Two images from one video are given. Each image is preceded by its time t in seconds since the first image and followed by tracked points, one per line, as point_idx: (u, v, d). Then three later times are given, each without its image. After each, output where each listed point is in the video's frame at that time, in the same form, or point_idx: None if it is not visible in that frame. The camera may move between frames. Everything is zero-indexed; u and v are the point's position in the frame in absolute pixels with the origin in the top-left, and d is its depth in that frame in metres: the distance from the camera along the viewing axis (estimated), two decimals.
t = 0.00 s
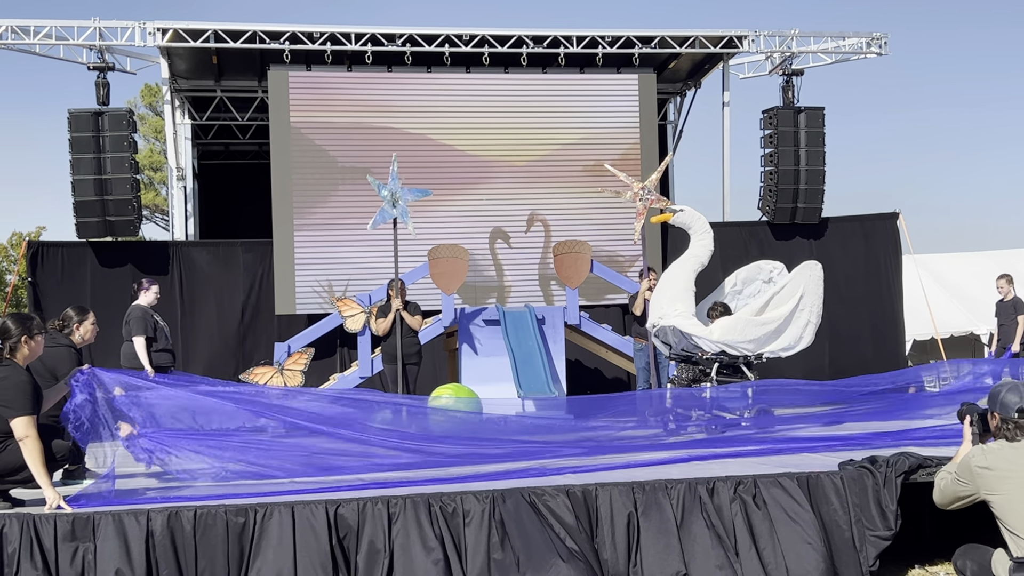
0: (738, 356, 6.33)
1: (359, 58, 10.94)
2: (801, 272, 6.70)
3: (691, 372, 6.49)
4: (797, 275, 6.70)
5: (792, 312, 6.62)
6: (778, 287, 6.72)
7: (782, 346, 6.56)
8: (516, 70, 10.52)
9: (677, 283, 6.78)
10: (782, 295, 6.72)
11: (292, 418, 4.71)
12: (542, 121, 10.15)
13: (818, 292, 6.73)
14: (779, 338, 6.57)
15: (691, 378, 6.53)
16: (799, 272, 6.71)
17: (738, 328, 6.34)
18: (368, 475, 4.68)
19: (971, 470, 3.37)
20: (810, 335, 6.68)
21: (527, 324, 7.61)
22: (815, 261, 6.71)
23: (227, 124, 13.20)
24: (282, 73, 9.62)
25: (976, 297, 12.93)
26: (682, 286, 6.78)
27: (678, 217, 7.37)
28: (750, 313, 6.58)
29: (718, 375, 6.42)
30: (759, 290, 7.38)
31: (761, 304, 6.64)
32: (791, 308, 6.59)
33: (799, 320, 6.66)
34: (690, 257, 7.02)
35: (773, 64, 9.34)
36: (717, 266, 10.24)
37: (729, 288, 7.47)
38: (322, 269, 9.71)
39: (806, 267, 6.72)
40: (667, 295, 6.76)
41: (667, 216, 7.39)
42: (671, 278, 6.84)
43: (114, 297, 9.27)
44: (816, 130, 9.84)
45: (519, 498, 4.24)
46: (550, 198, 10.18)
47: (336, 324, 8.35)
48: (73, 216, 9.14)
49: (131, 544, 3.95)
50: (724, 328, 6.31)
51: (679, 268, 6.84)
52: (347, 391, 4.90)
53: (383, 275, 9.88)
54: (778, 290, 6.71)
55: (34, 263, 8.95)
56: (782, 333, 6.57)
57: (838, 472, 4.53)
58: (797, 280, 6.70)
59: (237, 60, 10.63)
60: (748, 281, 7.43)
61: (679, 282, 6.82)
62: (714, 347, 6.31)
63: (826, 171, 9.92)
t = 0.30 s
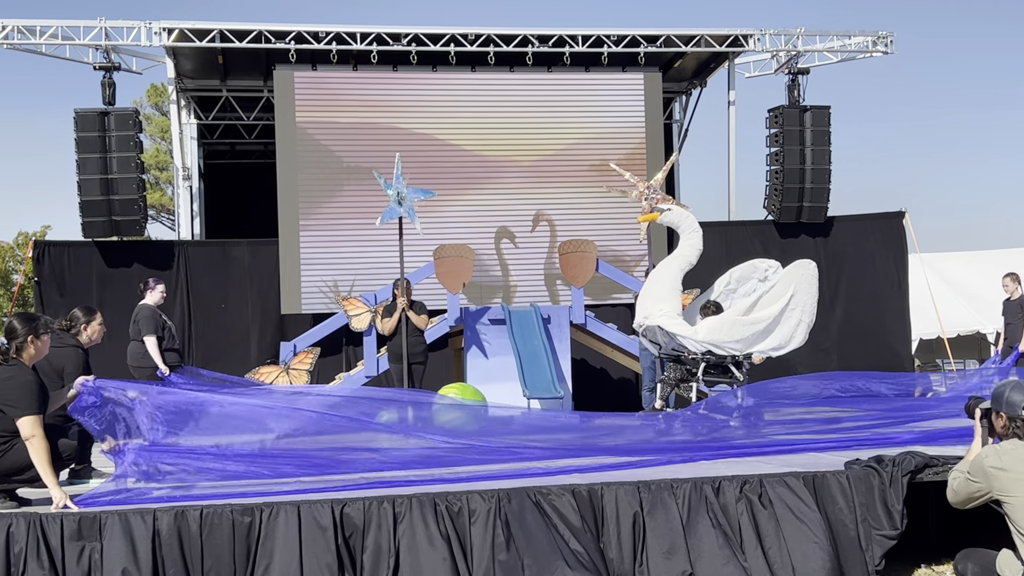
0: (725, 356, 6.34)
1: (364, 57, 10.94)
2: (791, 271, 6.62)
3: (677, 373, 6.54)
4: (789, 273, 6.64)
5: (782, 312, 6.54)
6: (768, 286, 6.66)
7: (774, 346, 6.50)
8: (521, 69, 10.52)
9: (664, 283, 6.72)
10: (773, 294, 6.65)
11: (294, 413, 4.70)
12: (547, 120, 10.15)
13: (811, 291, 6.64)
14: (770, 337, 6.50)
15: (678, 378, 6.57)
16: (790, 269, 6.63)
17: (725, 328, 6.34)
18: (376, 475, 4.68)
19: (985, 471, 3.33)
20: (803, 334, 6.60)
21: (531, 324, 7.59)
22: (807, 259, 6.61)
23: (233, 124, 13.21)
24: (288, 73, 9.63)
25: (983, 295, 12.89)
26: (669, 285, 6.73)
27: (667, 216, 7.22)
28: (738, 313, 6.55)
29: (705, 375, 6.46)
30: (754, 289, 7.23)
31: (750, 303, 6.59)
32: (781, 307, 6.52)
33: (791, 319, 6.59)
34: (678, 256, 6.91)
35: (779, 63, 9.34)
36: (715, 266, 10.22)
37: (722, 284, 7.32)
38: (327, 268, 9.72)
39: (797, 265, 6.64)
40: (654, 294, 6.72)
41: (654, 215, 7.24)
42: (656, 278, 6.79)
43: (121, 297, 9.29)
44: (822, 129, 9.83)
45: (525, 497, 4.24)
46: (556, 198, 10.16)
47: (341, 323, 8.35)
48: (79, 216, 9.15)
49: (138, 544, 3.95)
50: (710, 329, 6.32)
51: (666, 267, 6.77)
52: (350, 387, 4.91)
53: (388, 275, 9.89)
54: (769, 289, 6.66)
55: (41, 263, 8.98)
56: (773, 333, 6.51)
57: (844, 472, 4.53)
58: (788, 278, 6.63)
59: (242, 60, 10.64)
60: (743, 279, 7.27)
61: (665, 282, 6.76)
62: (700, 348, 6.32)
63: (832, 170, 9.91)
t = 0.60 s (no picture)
0: (712, 356, 6.45)
1: (371, 57, 10.95)
2: (780, 271, 6.68)
3: (664, 373, 6.54)
4: (779, 273, 6.66)
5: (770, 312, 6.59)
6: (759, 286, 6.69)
7: (763, 346, 6.59)
8: (528, 68, 10.52)
9: (651, 284, 6.85)
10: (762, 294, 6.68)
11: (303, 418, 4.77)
12: (553, 119, 10.14)
13: (801, 291, 6.67)
14: (759, 338, 6.59)
15: (665, 379, 6.54)
16: (779, 269, 6.69)
17: (710, 328, 6.47)
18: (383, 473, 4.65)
19: (1000, 469, 3.25)
20: (793, 334, 6.64)
21: (538, 324, 7.58)
22: (799, 259, 6.65)
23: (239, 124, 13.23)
24: (294, 73, 9.64)
25: (991, 294, 12.84)
26: (656, 284, 6.86)
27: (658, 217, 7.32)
28: (726, 313, 6.65)
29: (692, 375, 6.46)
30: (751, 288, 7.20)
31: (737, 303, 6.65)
32: (769, 307, 6.58)
33: (781, 319, 6.64)
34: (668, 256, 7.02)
35: (785, 62, 9.32)
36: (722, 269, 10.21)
37: (716, 284, 7.27)
38: (334, 268, 9.73)
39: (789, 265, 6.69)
40: (641, 294, 6.84)
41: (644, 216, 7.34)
42: (644, 278, 6.93)
43: (128, 296, 9.31)
44: (828, 128, 9.82)
45: (532, 496, 4.24)
46: (562, 197, 10.16)
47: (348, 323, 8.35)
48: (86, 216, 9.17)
49: (144, 543, 3.95)
50: (696, 329, 6.46)
51: (654, 267, 6.91)
52: (355, 394, 5.02)
53: (395, 274, 9.89)
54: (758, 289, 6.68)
55: (48, 263, 9.02)
56: (761, 333, 6.59)
57: (851, 471, 4.53)
58: (778, 278, 6.68)
59: (249, 60, 10.65)
60: (738, 278, 7.21)
61: (652, 283, 6.89)
62: (686, 347, 6.46)
63: (839, 169, 9.89)
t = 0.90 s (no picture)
0: (701, 356, 6.34)
1: (378, 57, 10.95)
2: (771, 270, 6.49)
3: (652, 373, 6.50)
4: (773, 270, 6.47)
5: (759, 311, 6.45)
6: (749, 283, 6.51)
7: (752, 346, 6.46)
8: (535, 67, 10.52)
9: (639, 283, 6.70)
10: (753, 292, 6.52)
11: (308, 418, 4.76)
12: (560, 119, 10.13)
13: (793, 290, 6.52)
14: (749, 337, 6.46)
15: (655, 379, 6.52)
16: (771, 267, 6.51)
17: (698, 327, 6.35)
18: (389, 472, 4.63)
19: (1011, 463, 3.33)
20: (784, 334, 6.50)
21: (545, 322, 7.54)
22: (793, 258, 6.51)
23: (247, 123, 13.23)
24: (302, 73, 9.66)
25: (998, 292, 12.85)
26: (645, 283, 6.71)
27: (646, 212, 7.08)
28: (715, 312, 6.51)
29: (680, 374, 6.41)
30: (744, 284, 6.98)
31: (725, 301, 6.52)
32: (759, 307, 6.44)
33: (772, 318, 6.49)
34: (657, 255, 6.85)
35: (793, 61, 9.31)
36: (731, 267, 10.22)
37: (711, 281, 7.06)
38: (342, 268, 9.73)
39: (782, 262, 6.52)
40: (628, 294, 6.71)
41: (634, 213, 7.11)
42: (631, 278, 6.78)
43: (136, 296, 9.34)
44: (836, 127, 9.79)
45: (540, 495, 4.24)
46: (570, 196, 10.14)
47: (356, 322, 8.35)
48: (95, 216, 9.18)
49: (154, 542, 3.96)
50: (683, 329, 6.33)
51: (642, 267, 6.76)
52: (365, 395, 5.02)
53: (402, 274, 9.89)
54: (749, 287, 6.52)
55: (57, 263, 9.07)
56: (751, 332, 6.45)
57: (860, 470, 4.53)
58: (770, 277, 6.49)
59: (257, 60, 10.65)
60: (734, 276, 6.99)
61: (641, 282, 6.74)
62: (674, 347, 6.35)
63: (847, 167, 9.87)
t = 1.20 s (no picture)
0: (688, 356, 6.26)
1: (387, 57, 10.97)
2: (760, 270, 6.49)
3: (641, 374, 6.50)
4: (763, 271, 6.45)
5: (747, 312, 6.45)
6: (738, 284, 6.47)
7: (741, 346, 6.42)
8: (544, 67, 10.52)
9: (628, 283, 6.59)
10: (742, 292, 6.50)
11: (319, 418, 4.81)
12: (567, 119, 10.13)
13: (783, 290, 6.53)
14: (737, 337, 6.43)
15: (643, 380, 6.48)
16: (760, 267, 6.51)
17: (685, 328, 6.29)
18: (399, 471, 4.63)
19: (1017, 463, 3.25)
20: (775, 333, 6.49)
21: (554, 322, 7.54)
22: (783, 258, 6.50)
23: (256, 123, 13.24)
24: (311, 73, 9.68)
25: (1008, 291, 12.81)
26: (634, 284, 6.61)
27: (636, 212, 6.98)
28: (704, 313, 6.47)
29: (668, 375, 6.32)
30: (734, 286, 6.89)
31: (714, 301, 6.48)
32: (748, 307, 6.43)
33: (760, 318, 6.49)
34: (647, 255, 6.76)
35: (802, 60, 9.29)
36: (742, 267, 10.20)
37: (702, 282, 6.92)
38: (351, 268, 9.73)
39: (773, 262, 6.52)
40: (616, 294, 6.58)
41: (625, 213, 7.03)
42: (619, 277, 6.67)
43: (146, 297, 9.37)
44: (846, 126, 9.78)
45: (549, 495, 4.24)
46: (578, 195, 10.14)
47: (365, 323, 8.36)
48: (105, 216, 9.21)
49: (164, 541, 3.97)
50: (670, 329, 6.26)
51: (631, 267, 6.66)
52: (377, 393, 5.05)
53: (411, 274, 9.89)
54: (738, 287, 6.49)
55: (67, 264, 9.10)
56: (739, 333, 6.44)
57: (869, 471, 4.53)
58: (759, 276, 6.50)
59: (266, 61, 10.68)
60: (728, 275, 6.62)
61: (630, 281, 6.63)
62: (660, 347, 6.25)
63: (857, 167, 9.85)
